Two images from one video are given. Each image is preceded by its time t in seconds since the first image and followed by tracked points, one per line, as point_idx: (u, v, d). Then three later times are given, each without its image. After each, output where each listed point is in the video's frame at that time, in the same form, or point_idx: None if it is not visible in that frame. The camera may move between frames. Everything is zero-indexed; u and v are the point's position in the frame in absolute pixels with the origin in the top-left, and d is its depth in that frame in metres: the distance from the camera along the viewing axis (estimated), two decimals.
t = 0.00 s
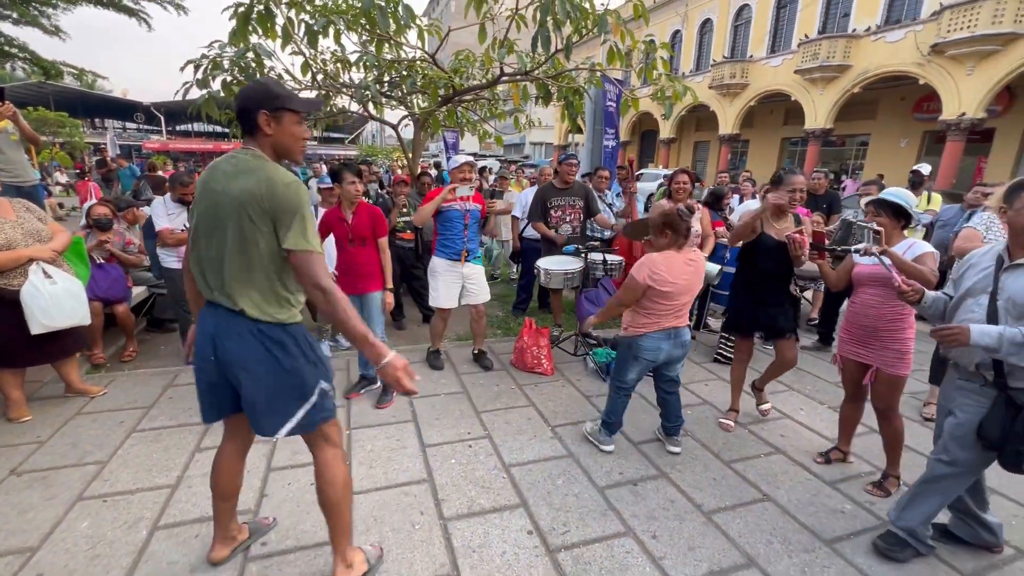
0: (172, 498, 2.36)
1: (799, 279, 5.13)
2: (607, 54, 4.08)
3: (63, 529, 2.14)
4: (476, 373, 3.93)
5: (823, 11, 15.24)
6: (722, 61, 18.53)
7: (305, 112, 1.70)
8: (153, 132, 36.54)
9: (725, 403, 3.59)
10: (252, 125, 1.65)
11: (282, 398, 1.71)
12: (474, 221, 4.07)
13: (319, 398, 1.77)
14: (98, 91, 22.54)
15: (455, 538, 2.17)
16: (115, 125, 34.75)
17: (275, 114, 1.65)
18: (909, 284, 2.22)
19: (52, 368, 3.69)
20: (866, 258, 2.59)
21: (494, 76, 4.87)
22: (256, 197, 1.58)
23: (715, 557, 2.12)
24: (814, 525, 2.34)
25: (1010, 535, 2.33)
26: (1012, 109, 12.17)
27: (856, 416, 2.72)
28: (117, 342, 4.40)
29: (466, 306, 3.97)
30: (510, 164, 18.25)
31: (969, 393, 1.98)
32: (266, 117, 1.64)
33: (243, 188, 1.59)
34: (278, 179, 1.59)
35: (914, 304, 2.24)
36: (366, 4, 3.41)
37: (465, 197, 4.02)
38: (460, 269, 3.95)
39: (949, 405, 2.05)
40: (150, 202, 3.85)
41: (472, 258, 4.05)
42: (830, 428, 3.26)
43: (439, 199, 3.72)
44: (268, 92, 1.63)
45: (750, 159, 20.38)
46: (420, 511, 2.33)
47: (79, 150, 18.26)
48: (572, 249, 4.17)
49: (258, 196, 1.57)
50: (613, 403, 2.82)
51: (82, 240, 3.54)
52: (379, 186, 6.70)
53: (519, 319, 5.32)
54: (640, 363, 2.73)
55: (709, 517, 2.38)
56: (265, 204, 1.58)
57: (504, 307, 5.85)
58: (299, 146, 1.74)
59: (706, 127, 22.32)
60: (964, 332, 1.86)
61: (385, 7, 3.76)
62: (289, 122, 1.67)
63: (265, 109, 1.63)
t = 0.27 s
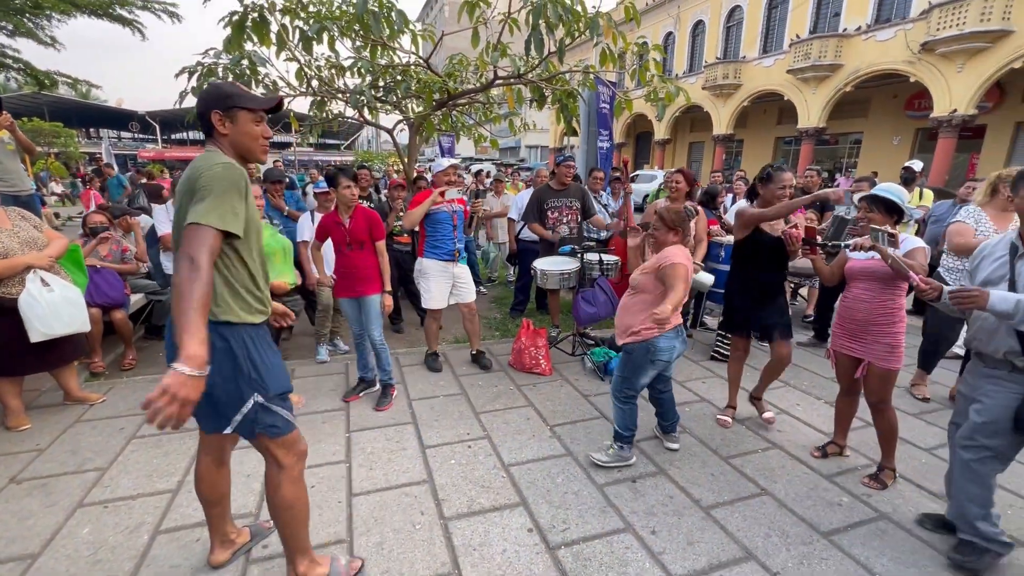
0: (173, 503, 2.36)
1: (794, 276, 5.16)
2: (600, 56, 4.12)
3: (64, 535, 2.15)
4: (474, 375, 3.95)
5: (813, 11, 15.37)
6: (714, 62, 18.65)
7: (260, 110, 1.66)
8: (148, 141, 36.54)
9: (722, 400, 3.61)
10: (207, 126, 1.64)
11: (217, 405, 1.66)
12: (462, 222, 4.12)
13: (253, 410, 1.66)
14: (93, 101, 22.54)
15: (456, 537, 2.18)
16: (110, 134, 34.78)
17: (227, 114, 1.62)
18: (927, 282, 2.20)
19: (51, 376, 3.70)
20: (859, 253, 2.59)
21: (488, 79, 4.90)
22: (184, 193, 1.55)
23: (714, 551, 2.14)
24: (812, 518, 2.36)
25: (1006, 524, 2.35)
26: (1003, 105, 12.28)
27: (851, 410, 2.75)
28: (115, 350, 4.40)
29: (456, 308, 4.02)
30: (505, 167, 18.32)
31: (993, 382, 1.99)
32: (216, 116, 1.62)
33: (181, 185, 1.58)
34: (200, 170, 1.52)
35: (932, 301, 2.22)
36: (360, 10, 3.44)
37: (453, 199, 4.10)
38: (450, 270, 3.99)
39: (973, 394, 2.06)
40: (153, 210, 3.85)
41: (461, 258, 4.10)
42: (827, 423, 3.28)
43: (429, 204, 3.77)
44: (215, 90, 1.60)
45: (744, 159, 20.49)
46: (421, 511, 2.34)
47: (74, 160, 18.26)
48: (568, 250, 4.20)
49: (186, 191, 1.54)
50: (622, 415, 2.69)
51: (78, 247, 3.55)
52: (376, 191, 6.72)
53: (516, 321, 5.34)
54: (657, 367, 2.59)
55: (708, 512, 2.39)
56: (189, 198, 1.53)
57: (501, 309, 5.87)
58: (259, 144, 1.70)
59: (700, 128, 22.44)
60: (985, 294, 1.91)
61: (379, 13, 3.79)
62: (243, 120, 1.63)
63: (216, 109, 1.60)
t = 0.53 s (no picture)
0: (172, 507, 2.36)
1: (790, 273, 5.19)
2: (594, 57, 4.14)
3: (63, 541, 2.14)
4: (473, 376, 3.95)
5: (805, 11, 15.47)
6: (708, 62, 18.74)
7: (224, 105, 1.52)
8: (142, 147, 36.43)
9: (720, 398, 3.62)
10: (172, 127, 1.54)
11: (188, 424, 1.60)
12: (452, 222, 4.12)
13: (225, 433, 1.60)
14: (87, 108, 22.48)
15: (456, 537, 2.18)
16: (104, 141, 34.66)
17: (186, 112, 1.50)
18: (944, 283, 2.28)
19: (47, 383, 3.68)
20: (858, 250, 2.61)
21: (482, 81, 4.92)
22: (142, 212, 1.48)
23: (713, 548, 2.15)
24: (811, 514, 2.37)
25: (1002, 517, 2.37)
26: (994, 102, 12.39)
27: (848, 406, 2.76)
28: (111, 356, 4.39)
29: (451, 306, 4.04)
30: (501, 169, 18.35)
31: (1021, 384, 2.00)
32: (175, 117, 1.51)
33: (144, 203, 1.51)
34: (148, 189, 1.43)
35: (949, 302, 2.32)
36: (354, 14, 3.45)
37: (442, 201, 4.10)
38: (446, 268, 4.01)
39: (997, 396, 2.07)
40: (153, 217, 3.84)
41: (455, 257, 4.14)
42: (824, 419, 3.30)
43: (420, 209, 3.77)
44: (170, 86, 1.47)
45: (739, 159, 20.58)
46: (421, 512, 2.34)
47: (67, 167, 18.19)
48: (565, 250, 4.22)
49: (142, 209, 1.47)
50: (626, 428, 2.60)
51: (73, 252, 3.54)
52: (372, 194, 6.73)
53: (514, 322, 5.34)
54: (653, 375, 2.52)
55: (707, 509, 2.40)
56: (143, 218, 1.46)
57: (499, 311, 5.88)
58: (225, 143, 1.57)
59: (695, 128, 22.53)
60: (1004, 280, 1.90)
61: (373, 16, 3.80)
62: (204, 117, 1.51)
63: (174, 105, 1.48)
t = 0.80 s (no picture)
0: (170, 510, 2.35)
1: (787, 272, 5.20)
2: (589, 58, 4.15)
3: (60, 545, 2.13)
4: (471, 376, 3.95)
5: (799, 11, 15.54)
6: (703, 62, 18.80)
7: (214, 98, 1.43)
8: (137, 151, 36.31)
9: (719, 396, 3.63)
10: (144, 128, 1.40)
11: (161, 455, 1.48)
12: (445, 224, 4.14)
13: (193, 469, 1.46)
14: (81, 112, 22.39)
15: (455, 537, 2.18)
16: (99, 145, 34.57)
17: (167, 110, 1.37)
18: (972, 279, 2.31)
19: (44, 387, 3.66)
20: (860, 249, 2.63)
21: (478, 82, 4.93)
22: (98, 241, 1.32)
23: (713, 545, 2.15)
24: (809, 510, 2.38)
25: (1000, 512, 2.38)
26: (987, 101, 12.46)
27: (847, 403, 2.77)
28: (107, 360, 4.38)
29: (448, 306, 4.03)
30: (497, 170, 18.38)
31: None
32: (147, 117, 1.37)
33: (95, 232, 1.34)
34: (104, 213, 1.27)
35: (977, 299, 2.33)
36: (349, 16, 3.45)
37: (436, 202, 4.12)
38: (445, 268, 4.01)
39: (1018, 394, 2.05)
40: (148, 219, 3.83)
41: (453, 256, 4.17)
42: (822, 416, 3.31)
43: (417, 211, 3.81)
44: (142, 81, 1.34)
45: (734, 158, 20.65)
46: (420, 512, 2.34)
47: (62, 171, 18.11)
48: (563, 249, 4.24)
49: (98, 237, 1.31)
50: (624, 427, 2.58)
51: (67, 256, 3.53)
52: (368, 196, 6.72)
53: (512, 322, 5.34)
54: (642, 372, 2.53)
55: (706, 507, 2.41)
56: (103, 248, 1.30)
57: (497, 311, 5.88)
58: (214, 141, 1.47)
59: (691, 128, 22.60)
60: None
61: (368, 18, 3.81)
62: (197, 112, 1.41)
63: (163, 96, 1.36)
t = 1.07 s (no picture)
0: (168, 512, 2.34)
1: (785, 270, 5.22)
2: (587, 58, 4.15)
3: (58, 547, 2.12)
4: (470, 376, 3.95)
5: (795, 11, 15.58)
6: (700, 62, 18.83)
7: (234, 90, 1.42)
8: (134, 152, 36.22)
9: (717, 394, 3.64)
10: (158, 122, 1.32)
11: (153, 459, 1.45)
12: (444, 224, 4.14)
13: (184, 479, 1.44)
14: (77, 113, 22.31)
15: (455, 537, 2.18)
16: (95, 147, 34.42)
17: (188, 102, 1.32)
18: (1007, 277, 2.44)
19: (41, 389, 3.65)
20: (861, 247, 2.64)
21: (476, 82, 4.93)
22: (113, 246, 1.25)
23: (712, 544, 2.15)
24: (809, 508, 2.38)
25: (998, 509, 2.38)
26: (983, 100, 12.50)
27: (846, 402, 2.77)
28: (105, 361, 4.36)
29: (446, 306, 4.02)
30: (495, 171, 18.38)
31: None
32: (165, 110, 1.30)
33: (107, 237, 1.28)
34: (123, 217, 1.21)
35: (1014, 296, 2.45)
36: (347, 16, 3.44)
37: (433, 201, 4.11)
38: (443, 268, 4.01)
39: None
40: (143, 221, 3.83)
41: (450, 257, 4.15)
42: (821, 415, 3.31)
43: (412, 211, 3.82)
44: (160, 71, 1.27)
45: (732, 158, 20.69)
46: (420, 512, 2.34)
47: (58, 173, 18.05)
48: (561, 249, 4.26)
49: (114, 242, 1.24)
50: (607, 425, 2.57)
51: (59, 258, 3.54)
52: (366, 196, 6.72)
53: (511, 322, 5.34)
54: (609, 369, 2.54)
55: (705, 505, 2.41)
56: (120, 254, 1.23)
57: (495, 311, 5.87)
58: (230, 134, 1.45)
59: (688, 127, 22.64)
60: None
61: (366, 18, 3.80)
62: (222, 105, 1.38)
63: (198, 89, 1.31)
